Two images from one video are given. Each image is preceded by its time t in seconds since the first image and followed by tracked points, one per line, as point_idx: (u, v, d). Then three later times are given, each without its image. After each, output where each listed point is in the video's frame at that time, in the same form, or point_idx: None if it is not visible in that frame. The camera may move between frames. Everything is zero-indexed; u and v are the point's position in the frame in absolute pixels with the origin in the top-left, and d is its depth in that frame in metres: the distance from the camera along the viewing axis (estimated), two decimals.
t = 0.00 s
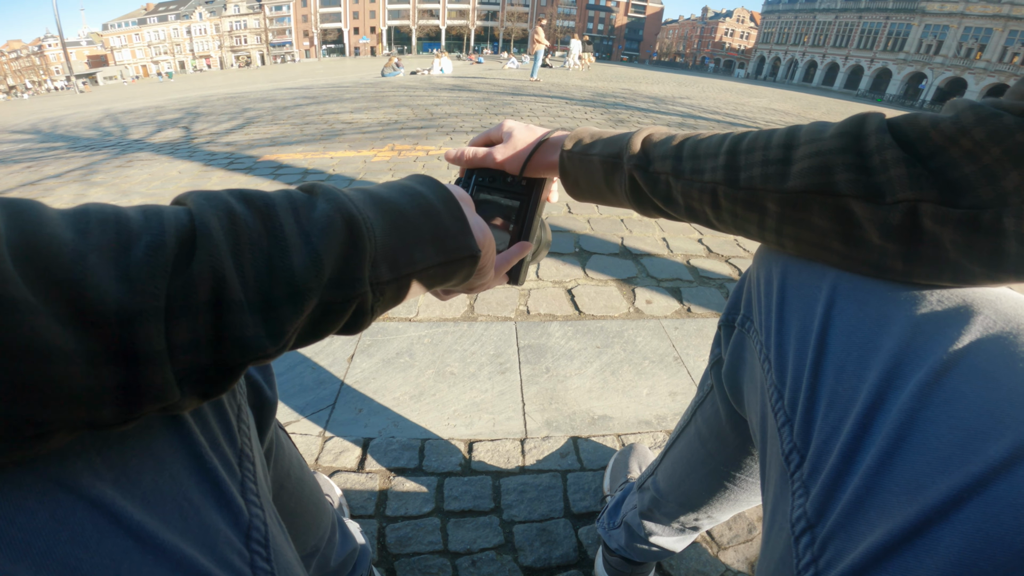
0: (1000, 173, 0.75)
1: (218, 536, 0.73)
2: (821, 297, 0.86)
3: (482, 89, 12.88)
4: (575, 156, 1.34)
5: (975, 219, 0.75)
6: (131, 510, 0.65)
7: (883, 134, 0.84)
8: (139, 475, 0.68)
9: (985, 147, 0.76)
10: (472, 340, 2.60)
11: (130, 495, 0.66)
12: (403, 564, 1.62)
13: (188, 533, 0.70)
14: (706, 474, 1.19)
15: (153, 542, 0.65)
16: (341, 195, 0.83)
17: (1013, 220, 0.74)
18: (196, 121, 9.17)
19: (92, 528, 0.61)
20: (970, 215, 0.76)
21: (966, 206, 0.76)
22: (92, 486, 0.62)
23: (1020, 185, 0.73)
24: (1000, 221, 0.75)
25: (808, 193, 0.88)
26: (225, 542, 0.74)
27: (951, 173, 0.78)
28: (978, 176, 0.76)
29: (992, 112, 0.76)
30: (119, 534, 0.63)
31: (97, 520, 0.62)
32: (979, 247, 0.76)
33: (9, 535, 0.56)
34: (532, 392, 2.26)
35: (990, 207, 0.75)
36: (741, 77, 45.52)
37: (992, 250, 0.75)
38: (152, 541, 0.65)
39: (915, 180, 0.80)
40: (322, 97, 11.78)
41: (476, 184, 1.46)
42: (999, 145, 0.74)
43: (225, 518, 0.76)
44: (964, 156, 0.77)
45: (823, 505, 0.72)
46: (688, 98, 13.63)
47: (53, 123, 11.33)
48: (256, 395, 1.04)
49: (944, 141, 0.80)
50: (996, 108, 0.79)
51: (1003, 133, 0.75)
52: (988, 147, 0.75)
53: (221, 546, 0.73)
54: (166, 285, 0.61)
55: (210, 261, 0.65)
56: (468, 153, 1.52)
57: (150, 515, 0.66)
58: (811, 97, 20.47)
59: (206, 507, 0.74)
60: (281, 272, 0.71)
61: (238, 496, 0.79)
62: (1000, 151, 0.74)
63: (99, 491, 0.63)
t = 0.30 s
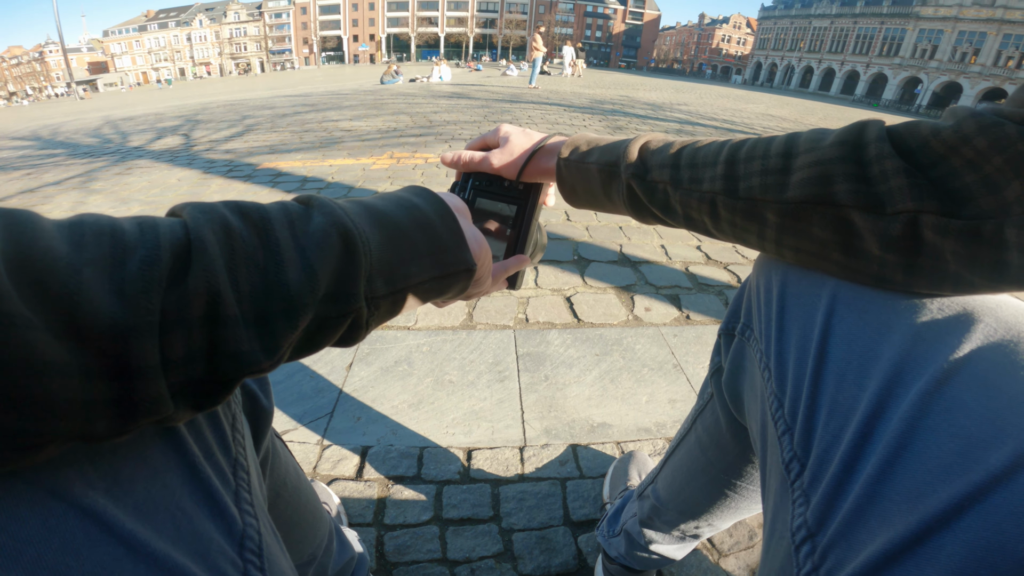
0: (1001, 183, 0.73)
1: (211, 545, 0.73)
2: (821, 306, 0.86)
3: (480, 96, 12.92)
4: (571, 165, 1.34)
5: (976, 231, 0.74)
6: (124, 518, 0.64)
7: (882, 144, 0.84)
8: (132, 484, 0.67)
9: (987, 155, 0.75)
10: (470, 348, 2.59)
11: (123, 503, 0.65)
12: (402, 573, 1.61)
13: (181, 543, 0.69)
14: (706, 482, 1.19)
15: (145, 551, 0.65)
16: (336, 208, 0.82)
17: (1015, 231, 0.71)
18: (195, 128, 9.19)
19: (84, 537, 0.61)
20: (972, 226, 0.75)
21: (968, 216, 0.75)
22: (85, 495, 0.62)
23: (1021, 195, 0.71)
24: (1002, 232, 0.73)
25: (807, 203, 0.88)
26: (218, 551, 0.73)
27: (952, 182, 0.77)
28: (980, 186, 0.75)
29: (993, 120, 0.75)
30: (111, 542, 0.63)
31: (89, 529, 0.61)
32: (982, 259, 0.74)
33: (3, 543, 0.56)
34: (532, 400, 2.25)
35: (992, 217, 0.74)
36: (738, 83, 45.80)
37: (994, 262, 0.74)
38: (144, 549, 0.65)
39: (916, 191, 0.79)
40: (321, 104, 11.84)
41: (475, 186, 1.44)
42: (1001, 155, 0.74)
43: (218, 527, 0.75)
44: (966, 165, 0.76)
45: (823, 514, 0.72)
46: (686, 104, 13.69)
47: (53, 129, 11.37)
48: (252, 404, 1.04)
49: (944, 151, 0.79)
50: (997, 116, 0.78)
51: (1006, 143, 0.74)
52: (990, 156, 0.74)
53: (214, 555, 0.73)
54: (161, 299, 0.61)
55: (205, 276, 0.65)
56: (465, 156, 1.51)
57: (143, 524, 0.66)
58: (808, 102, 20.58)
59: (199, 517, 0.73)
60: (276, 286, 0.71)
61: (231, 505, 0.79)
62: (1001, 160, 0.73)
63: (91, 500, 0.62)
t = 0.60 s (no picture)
0: (1005, 200, 0.73)
1: (208, 560, 0.72)
2: (825, 323, 0.86)
3: (481, 107, 13.02)
4: (574, 180, 1.33)
5: (981, 248, 0.74)
6: (120, 533, 0.64)
7: (886, 158, 0.83)
8: (129, 500, 0.67)
9: (991, 170, 0.74)
10: (471, 361, 2.59)
11: (121, 518, 0.65)
12: None
13: (178, 559, 0.68)
14: (709, 497, 1.18)
15: (143, 565, 0.64)
16: (333, 226, 0.82)
17: (1018, 246, 0.72)
18: (198, 138, 9.24)
19: (81, 551, 0.60)
20: (975, 242, 0.74)
21: (970, 233, 0.75)
22: (81, 510, 0.61)
23: None
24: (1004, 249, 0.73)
25: (810, 221, 0.88)
26: (214, 566, 0.72)
27: (955, 198, 0.77)
28: (984, 202, 0.75)
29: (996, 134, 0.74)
30: (107, 557, 0.62)
31: (83, 544, 0.61)
32: (987, 276, 0.74)
33: None
34: (532, 413, 2.24)
35: (995, 234, 0.73)
36: (736, 92, 46.05)
37: (999, 278, 0.73)
38: (142, 564, 0.64)
39: (920, 208, 0.78)
40: (322, 115, 11.91)
41: (477, 200, 1.44)
42: (1005, 169, 0.73)
43: (215, 542, 0.75)
44: (969, 180, 0.76)
45: (827, 530, 0.71)
46: (686, 114, 13.76)
47: (57, 139, 11.44)
48: (250, 419, 1.03)
49: (948, 165, 0.79)
50: (1000, 128, 0.77)
51: (1011, 157, 0.73)
52: (994, 171, 0.74)
53: (211, 570, 0.72)
54: (158, 319, 0.61)
55: (202, 297, 0.65)
56: (467, 168, 1.50)
57: (139, 539, 0.65)
58: (806, 112, 20.69)
59: (196, 532, 0.73)
60: (274, 306, 0.71)
61: (228, 520, 0.78)
62: (1006, 175, 0.72)
63: (87, 515, 0.62)
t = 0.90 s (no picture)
0: (1005, 219, 0.71)
1: None
2: (826, 342, 0.86)
3: (482, 119, 13.11)
4: (575, 198, 1.33)
5: (980, 269, 0.72)
6: (130, 548, 0.64)
7: (885, 177, 0.82)
8: (138, 515, 0.66)
9: (992, 189, 0.73)
10: (472, 374, 2.59)
11: (130, 534, 0.65)
12: None
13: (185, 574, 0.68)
14: (711, 511, 1.17)
15: None
16: (336, 242, 0.82)
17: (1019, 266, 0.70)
18: (201, 150, 9.30)
19: (90, 566, 0.61)
20: (975, 262, 0.73)
21: (972, 253, 0.74)
22: (91, 525, 0.62)
23: None
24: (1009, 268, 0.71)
25: (811, 240, 0.87)
26: None
27: (956, 217, 0.76)
28: (985, 220, 0.73)
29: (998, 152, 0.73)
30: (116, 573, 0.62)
31: (94, 558, 0.61)
32: (987, 299, 0.73)
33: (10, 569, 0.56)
34: (533, 426, 2.23)
35: (998, 253, 0.72)
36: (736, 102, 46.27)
37: (1003, 298, 0.72)
38: None
39: (920, 228, 0.78)
40: (325, 127, 11.99)
41: (477, 212, 1.45)
42: (1007, 188, 0.71)
43: (222, 557, 0.74)
44: (969, 199, 0.75)
45: (830, 545, 0.72)
46: (687, 125, 13.86)
47: (61, 149, 11.51)
48: (255, 434, 1.02)
49: (949, 183, 0.78)
50: (1000, 145, 0.76)
51: (1014, 173, 0.71)
52: (995, 189, 0.72)
53: None
54: (169, 336, 0.61)
55: (212, 313, 0.65)
56: (468, 178, 1.50)
57: (146, 554, 0.65)
58: (806, 122, 20.77)
59: (203, 547, 0.72)
60: (279, 323, 0.71)
61: (235, 536, 0.78)
62: (1007, 194, 0.71)
63: (98, 530, 0.62)
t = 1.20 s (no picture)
0: (1013, 237, 0.71)
1: None
2: (833, 352, 0.85)
3: (483, 126, 13.17)
4: (569, 221, 1.34)
5: (990, 287, 0.72)
6: (132, 557, 0.64)
7: (887, 194, 0.81)
8: (140, 524, 0.67)
9: (1000, 205, 0.72)
10: (473, 381, 2.59)
11: (132, 543, 0.65)
12: None
13: None
14: (715, 518, 1.17)
15: None
16: (335, 254, 0.83)
17: None
18: (204, 156, 9.35)
19: None
20: (984, 281, 0.72)
21: (979, 272, 0.73)
22: (93, 534, 0.62)
23: None
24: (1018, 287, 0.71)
25: (813, 263, 0.87)
26: None
27: (962, 234, 0.75)
28: (991, 238, 0.72)
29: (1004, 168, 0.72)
30: None
31: (97, 569, 0.61)
32: (1001, 314, 0.72)
33: None
34: (535, 433, 2.23)
35: (1005, 272, 0.71)
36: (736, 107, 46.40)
37: (1013, 316, 0.71)
38: None
39: (925, 248, 0.77)
40: (327, 134, 12.04)
41: (471, 235, 1.45)
42: (1015, 206, 0.70)
43: (223, 566, 0.74)
44: (977, 215, 0.74)
45: (838, 553, 0.72)
46: (687, 132, 13.90)
47: (65, 155, 11.57)
48: (255, 444, 1.02)
49: (955, 199, 0.76)
50: (1002, 158, 0.75)
51: (1019, 191, 0.70)
52: (1003, 207, 0.71)
53: None
54: (170, 344, 0.62)
55: (212, 323, 0.66)
56: (459, 204, 1.51)
57: (148, 564, 0.65)
58: (805, 127, 20.81)
59: (204, 557, 0.72)
60: (279, 334, 0.72)
61: (236, 545, 0.78)
62: (1016, 211, 0.70)
63: (100, 540, 0.62)
